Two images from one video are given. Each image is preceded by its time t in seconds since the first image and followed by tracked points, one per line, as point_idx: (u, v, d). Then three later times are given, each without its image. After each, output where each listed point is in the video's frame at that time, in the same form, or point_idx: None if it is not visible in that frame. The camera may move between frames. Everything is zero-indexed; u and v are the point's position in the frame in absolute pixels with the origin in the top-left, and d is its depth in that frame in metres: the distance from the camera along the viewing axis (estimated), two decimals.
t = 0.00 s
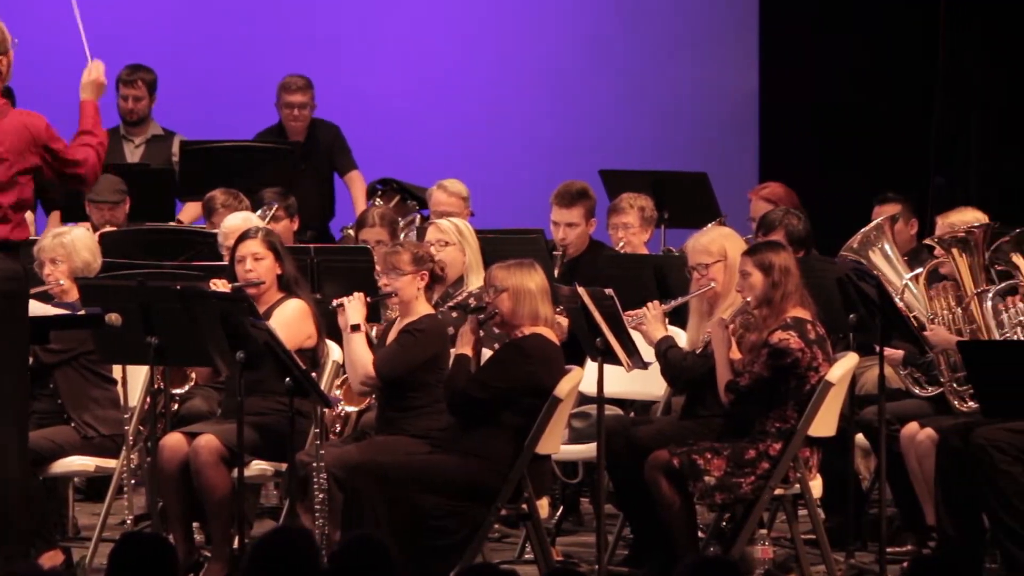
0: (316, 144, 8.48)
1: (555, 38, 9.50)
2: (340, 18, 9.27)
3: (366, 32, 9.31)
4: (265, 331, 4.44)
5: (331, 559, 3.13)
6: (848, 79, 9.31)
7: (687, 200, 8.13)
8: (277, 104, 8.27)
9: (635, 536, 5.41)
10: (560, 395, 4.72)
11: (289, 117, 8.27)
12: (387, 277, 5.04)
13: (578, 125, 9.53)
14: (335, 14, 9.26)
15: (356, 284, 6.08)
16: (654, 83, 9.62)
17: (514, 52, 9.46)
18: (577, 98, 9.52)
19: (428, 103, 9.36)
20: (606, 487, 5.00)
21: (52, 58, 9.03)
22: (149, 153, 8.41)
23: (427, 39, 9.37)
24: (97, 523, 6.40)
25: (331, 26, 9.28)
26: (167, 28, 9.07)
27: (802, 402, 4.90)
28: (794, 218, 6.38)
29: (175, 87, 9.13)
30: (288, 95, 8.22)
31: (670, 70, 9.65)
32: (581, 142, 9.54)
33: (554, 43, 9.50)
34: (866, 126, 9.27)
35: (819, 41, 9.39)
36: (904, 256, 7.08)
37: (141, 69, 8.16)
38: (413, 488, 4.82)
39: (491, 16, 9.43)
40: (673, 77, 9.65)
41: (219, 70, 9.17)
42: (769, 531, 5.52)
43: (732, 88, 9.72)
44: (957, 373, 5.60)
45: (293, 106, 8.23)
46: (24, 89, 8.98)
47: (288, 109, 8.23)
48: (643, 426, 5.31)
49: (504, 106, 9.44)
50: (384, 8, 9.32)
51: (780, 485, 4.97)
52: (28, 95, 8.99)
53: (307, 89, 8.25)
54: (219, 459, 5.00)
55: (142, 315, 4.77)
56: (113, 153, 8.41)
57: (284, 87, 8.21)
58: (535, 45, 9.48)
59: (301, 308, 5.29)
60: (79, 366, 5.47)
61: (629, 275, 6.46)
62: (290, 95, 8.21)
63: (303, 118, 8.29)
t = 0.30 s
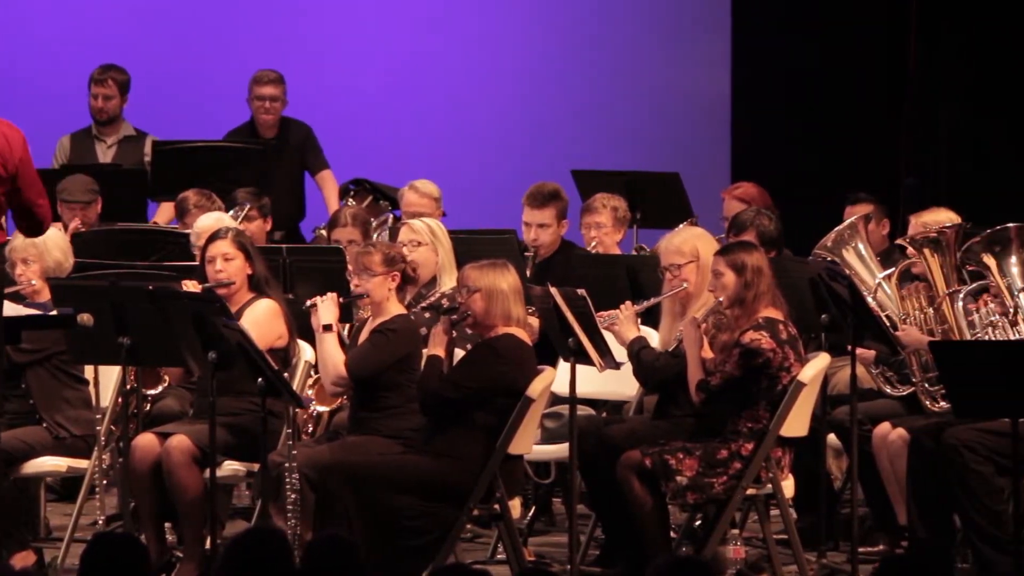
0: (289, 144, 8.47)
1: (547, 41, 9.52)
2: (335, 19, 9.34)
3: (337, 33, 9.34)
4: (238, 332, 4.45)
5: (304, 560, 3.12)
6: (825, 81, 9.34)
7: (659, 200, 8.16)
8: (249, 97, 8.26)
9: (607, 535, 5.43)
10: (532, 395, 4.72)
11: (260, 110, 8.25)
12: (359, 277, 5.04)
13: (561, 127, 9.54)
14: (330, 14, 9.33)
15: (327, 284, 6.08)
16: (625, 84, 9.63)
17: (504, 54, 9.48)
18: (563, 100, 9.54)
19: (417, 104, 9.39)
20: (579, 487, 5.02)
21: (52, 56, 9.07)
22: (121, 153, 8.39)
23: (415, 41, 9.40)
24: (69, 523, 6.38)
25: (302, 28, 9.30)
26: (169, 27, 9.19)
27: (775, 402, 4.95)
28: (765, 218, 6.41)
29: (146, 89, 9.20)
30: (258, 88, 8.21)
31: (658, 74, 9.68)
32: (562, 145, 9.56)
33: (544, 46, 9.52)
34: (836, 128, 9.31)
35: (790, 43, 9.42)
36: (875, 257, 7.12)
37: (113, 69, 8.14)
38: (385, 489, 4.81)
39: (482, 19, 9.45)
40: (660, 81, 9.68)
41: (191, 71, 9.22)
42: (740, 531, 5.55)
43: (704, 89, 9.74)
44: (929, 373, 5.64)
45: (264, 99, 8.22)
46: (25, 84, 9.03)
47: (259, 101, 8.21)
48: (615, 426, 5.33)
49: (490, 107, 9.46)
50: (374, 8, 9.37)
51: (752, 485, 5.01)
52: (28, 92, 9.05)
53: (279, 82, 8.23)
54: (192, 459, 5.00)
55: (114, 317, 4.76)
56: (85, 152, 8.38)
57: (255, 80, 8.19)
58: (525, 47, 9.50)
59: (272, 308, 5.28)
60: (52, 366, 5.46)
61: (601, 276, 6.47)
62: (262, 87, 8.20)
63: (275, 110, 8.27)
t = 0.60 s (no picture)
0: (264, 144, 8.45)
1: (535, 41, 9.51)
2: (324, 20, 9.31)
3: (311, 33, 9.29)
4: (213, 332, 4.44)
5: (278, 559, 3.12)
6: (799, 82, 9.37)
7: (633, 200, 8.18)
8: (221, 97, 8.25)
9: (582, 535, 5.44)
10: (506, 395, 4.74)
11: (233, 108, 8.24)
12: (334, 277, 5.04)
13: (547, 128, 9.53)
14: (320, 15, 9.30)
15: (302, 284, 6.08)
16: (599, 85, 9.59)
17: (492, 56, 9.47)
18: (550, 101, 9.53)
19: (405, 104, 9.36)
20: (554, 487, 5.02)
21: (35, 56, 9.04)
22: (96, 153, 8.36)
23: (389, 41, 9.36)
24: (44, 523, 6.37)
25: (275, 28, 9.26)
26: (169, 28, 9.16)
27: (749, 402, 4.96)
28: (740, 218, 6.43)
29: (121, 89, 9.16)
30: (231, 87, 8.20)
31: (645, 73, 9.64)
32: (545, 144, 9.54)
33: (532, 46, 9.52)
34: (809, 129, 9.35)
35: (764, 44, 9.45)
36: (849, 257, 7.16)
37: (87, 69, 8.12)
38: (361, 489, 4.83)
39: (470, 18, 9.42)
40: (647, 81, 9.64)
41: (166, 70, 9.18)
42: (715, 531, 5.57)
43: (678, 89, 9.70)
44: (903, 373, 5.67)
45: (236, 98, 8.21)
46: (15, 84, 9.01)
47: (231, 100, 8.21)
48: (591, 426, 5.33)
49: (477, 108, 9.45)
50: (347, 8, 9.32)
51: (726, 485, 5.02)
52: (19, 92, 9.03)
53: (252, 82, 8.22)
54: (167, 459, 4.99)
55: (89, 316, 4.74)
56: (59, 153, 8.35)
57: (228, 79, 8.19)
58: (513, 49, 9.50)
59: (247, 308, 5.27)
60: (27, 367, 5.43)
61: (576, 276, 6.49)
62: (235, 86, 8.19)
63: (247, 108, 8.26)
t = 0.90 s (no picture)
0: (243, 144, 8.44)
1: (521, 39, 9.45)
2: (309, 19, 9.28)
3: (291, 32, 9.27)
4: (193, 332, 4.46)
5: (256, 560, 3.11)
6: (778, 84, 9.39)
7: (613, 200, 8.19)
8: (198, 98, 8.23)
9: (563, 535, 5.45)
10: (488, 395, 4.75)
11: (210, 109, 8.21)
12: (315, 276, 5.04)
13: (532, 127, 9.47)
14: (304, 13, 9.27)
15: (282, 283, 6.08)
16: (578, 84, 9.51)
17: (476, 54, 9.42)
18: (534, 99, 9.46)
19: (389, 103, 9.31)
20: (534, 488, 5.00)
21: (15, 55, 9.01)
22: (76, 153, 8.34)
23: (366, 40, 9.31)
24: (24, 524, 6.35)
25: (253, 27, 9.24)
26: (155, 28, 9.15)
27: (731, 403, 4.96)
28: (720, 219, 6.45)
29: (100, 89, 9.13)
30: (208, 88, 8.17)
31: (624, 71, 9.53)
32: (526, 142, 9.47)
33: (514, 43, 9.44)
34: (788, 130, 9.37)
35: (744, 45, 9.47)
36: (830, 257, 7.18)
37: (66, 69, 8.09)
38: (343, 490, 4.83)
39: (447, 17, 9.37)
40: (626, 80, 9.53)
41: (146, 70, 9.16)
42: (696, 531, 5.58)
43: (660, 88, 9.58)
44: (883, 373, 5.67)
45: (213, 99, 8.18)
46: None
47: (208, 101, 8.18)
48: (571, 428, 5.32)
49: (462, 107, 9.39)
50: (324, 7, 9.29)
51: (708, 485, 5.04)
52: None
53: (229, 82, 8.19)
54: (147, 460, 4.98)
55: (69, 316, 4.72)
56: (38, 153, 8.33)
57: (205, 81, 8.16)
58: (497, 46, 9.43)
59: (228, 309, 5.27)
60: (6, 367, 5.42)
61: (556, 276, 6.50)
62: (211, 87, 8.16)
63: (224, 110, 8.24)
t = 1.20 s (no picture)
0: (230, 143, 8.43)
1: (510, 39, 9.44)
2: (296, 18, 9.26)
3: (277, 32, 9.25)
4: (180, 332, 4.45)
5: (244, 560, 3.10)
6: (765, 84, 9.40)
7: (600, 200, 8.19)
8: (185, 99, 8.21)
9: (550, 534, 5.46)
10: (474, 395, 4.76)
11: (197, 110, 8.19)
12: (301, 276, 5.04)
13: (520, 126, 9.46)
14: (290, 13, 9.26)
15: (269, 283, 6.08)
16: (566, 84, 9.50)
17: (464, 54, 9.41)
18: (523, 99, 9.46)
19: (375, 103, 9.31)
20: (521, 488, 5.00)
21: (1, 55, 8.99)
22: (62, 153, 8.32)
23: (354, 40, 9.30)
24: (10, 525, 6.34)
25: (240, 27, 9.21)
26: (140, 27, 9.12)
27: (717, 402, 4.98)
28: (706, 219, 6.46)
29: (87, 88, 9.11)
30: (195, 89, 8.16)
31: (612, 72, 9.54)
32: (512, 143, 9.47)
33: (501, 43, 9.44)
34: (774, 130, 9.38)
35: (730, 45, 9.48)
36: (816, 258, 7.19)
37: (52, 68, 8.08)
38: (330, 490, 4.83)
39: (436, 17, 9.36)
40: (614, 80, 9.54)
41: (132, 70, 9.14)
42: (683, 530, 5.60)
43: (647, 88, 9.60)
44: (869, 373, 5.69)
45: (200, 100, 8.17)
46: None
47: (196, 102, 8.16)
48: (557, 426, 5.34)
49: (450, 106, 9.39)
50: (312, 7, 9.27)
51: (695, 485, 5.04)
52: None
53: (216, 83, 8.18)
54: (133, 460, 4.98)
55: (55, 316, 4.70)
56: (24, 153, 8.31)
57: (192, 81, 8.15)
58: (486, 46, 9.43)
59: (215, 309, 5.26)
60: None
61: (542, 276, 6.50)
62: (198, 87, 8.15)
63: (211, 110, 8.22)
